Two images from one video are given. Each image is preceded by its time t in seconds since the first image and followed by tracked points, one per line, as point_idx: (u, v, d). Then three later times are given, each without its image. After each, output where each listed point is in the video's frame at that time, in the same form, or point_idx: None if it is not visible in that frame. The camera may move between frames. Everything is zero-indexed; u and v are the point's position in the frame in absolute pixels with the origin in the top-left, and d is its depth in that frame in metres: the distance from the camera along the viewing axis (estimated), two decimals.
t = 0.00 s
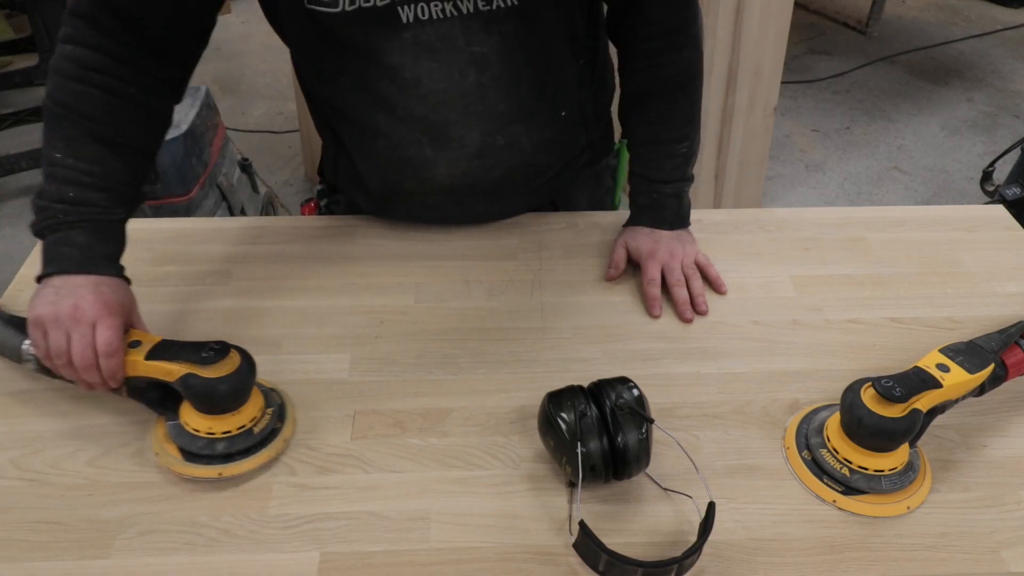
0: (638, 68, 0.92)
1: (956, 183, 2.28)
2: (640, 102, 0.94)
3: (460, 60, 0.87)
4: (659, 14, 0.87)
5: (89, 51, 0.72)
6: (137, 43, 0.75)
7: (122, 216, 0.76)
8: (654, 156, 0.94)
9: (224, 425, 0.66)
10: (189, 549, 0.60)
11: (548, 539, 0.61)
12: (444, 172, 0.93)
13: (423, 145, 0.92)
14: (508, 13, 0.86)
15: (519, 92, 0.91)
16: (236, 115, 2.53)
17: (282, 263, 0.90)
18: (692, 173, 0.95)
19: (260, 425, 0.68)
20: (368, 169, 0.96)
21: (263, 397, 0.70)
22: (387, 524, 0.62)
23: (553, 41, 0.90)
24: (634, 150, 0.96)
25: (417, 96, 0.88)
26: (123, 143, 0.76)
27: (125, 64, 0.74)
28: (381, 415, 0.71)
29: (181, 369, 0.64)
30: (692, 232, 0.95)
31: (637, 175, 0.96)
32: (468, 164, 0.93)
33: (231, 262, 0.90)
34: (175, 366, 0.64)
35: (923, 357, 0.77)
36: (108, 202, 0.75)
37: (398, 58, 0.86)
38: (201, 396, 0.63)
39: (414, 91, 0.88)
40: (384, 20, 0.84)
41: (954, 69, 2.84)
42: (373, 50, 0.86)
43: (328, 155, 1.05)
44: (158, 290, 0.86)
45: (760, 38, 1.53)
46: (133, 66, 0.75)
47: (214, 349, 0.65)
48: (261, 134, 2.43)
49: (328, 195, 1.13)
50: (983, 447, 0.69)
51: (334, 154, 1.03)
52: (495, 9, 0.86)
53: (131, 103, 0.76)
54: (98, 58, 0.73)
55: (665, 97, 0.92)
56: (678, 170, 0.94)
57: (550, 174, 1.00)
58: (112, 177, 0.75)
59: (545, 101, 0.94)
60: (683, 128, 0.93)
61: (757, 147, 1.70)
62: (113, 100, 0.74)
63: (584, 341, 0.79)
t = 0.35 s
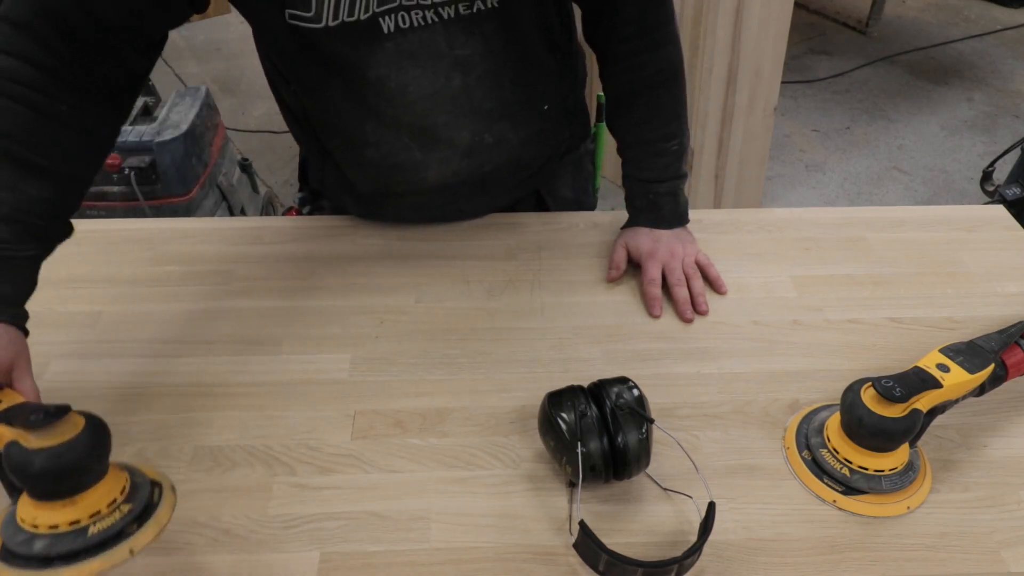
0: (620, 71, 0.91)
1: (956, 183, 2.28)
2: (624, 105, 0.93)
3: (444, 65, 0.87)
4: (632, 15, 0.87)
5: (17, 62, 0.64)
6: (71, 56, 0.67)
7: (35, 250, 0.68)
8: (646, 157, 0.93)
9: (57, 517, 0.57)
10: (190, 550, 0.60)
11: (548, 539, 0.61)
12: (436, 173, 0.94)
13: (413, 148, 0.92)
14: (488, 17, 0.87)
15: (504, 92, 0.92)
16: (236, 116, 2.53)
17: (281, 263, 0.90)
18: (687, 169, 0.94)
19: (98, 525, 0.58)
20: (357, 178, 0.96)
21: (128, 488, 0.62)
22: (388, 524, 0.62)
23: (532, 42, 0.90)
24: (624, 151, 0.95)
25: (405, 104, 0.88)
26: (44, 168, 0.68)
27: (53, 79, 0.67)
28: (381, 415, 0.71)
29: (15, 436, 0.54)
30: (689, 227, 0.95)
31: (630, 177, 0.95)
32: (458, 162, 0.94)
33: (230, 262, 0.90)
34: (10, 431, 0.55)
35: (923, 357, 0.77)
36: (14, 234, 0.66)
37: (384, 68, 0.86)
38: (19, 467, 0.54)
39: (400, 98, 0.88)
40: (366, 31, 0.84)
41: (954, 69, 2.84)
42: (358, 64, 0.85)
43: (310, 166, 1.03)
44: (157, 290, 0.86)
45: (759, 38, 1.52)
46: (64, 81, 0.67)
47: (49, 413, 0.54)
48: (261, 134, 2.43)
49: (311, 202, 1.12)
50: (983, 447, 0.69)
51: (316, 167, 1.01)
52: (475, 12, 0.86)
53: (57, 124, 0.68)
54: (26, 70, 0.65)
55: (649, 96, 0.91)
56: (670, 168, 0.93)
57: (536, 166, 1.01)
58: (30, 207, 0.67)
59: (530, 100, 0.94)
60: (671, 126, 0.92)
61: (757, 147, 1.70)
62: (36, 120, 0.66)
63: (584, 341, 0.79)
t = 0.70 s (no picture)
0: (630, 70, 0.94)
1: (956, 183, 2.28)
2: (632, 105, 0.95)
3: (466, 70, 0.88)
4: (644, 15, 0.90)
5: (70, 87, 0.61)
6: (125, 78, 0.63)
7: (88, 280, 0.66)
8: (651, 156, 0.95)
9: (165, 527, 0.59)
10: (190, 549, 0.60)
11: (548, 539, 0.61)
12: (447, 177, 0.95)
13: (427, 152, 0.93)
14: (512, 24, 0.88)
15: (519, 96, 0.93)
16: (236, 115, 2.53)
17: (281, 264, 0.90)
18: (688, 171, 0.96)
19: (205, 524, 0.61)
20: (367, 179, 0.96)
21: (212, 485, 0.63)
22: (388, 524, 0.62)
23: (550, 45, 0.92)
24: (629, 149, 0.97)
25: (423, 106, 0.89)
26: (99, 197, 0.65)
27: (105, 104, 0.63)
28: (381, 415, 0.71)
29: (112, 470, 0.56)
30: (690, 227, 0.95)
31: (634, 176, 0.96)
32: (470, 165, 0.95)
33: (230, 262, 0.90)
34: (104, 466, 0.57)
35: (922, 357, 0.77)
36: (68, 265, 0.63)
37: (406, 70, 0.86)
38: (130, 501, 0.56)
39: (419, 101, 0.88)
40: (391, 34, 0.84)
41: (954, 69, 2.84)
42: (382, 64, 0.85)
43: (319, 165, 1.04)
44: (157, 290, 0.86)
45: (759, 38, 1.52)
46: (118, 105, 0.64)
47: (144, 446, 0.57)
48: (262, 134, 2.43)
49: (318, 202, 1.13)
50: (983, 447, 0.69)
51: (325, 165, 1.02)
52: (500, 20, 0.87)
53: (114, 150, 0.65)
54: (78, 94, 0.61)
55: (656, 96, 0.94)
56: (675, 167, 0.95)
57: (542, 167, 1.03)
58: (88, 239, 0.64)
59: (541, 103, 0.96)
60: (676, 125, 0.94)
61: (757, 146, 1.70)
62: (91, 146, 0.63)
63: (584, 341, 0.79)
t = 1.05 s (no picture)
0: (657, 67, 0.94)
1: (956, 183, 2.28)
2: (653, 101, 0.96)
3: (500, 67, 0.90)
4: (679, 13, 0.90)
5: (126, 47, 0.65)
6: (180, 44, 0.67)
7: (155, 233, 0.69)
8: (664, 153, 0.95)
9: (164, 527, 0.59)
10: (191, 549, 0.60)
11: (548, 539, 0.61)
12: (467, 171, 0.96)
13: (450, 145, 0.94)
14: (551, 23, 0.89)
15: (549, 95, 0.94)
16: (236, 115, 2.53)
17: (282, 263, 0.90)
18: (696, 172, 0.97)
19: (205, 524, 0.61)
20: (385, 167, 0.98)
21: (212, 486, 0.63)
22: (388, 524, 0.62)
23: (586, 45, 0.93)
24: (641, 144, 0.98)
25: (452, 97, 0.90)
26: (161, 153, 0.69)
27: (162, 62, 0.67)
28: (381, 415, 0.71)
29: (112, 470, 0.57)
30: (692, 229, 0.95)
31: (643, 170, 0.97)
32: (492, 159, 0.96)
33: (231, 262, 0.90)
34: (106, 466, 0.57)
35: (922, 357, 0.77)
36: (132, 212, 0.67)
37: (439, 60, 0.88)
38: (129, 501, 0.56)
39: (449, 92, 0.90)
40: (429, 24, 0.85)
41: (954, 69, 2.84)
42: (417, 52, 0.87)
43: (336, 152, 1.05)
44: (157, 290, 0.86)
45: (761, 38, 1.52)
46: (174, 64, 0.68)
47: (144, 446, 0.58)
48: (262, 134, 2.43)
49: (339, 189, 1.13)
50: (983, 447, 0.69)
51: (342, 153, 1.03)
52: (540, 19, 0.88)
53: (173, 109, 0.69)
54: (137, 53, 0.65)
55: (680, 95, 0.94)
56: (685, 167, 0.95)
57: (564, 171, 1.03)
58: (149, 192, 0.68)
59: (569, 105, 0.97)
60: (693, 126, 0.95)
61: (757, 146, 1.70)
62: (151, 105, 0.67)
63: (584, 341, 0.79)
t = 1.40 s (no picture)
0: (680, 69, 0.96)
1: (956, 183, 2.28)
2: (675, 100, 0.97)
3: (517, 57, 0.90)
4: (712, 15, 0.91)
5: None
6: None
7: (196, 96, 0.91)
8: (677, 151, 0.96)
9: (164, 527, 0.59)
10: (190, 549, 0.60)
11: (548, 539, 0.61)
12: (481, 161, 0.96)
13: (465, 133, 0.94)
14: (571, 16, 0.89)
15: (568, 90, 0.94)
16: (236, 115, 2.53)
17: (282, 262, 0.90)
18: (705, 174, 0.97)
19: (205, 524, 0.61)
20: (402, 152, 0.99)
21: (212, 486, 0.63)
22: (388, 524, 0.62)
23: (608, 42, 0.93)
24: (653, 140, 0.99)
25: (469, 84, 0.91)
26: (207, 35, 0.90)
27: None
28: (381, 415, 0.71)
29: (112, 470, 0.57)
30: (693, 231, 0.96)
31: (653, 165, 0.97)
32: (506, 153, 0.96)
33: (232, 262, 0.90)
34: (106, 465, 0.57)
35: (922, 357, 0.77)
36: (191, 85, 0.90)
37: (457, 46, 0.89)
38: (129, 502, 0.56)
39: (467, 78, 0.90)
40: (450, 8, 0.86)
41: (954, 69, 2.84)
42: (434, 35, 0.88)
43: (361, 138, 1.08)
44: (157, 290, 0.86)
45: (761, 41, 1.52)
46: None
47: (144, 446, 0.57)
48: (262, 134, 2.43)
49: (359, 179, 1.16)
50: (983, 447, 0.69)
51: (366, 137, 1.05)
52: (562, 11, 0.89)
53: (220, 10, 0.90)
54: None
55: (703, 96, 0.95)
56: (695, 167, 0.96)
57: (582, 171, 1.03)
58: (195, 67, 0.90)
59: (589, 102, 0.97)
60: (708, 128, 0.96)
61: (757, 147, 1.70)
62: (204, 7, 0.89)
63: (584, 341, 0.79)
